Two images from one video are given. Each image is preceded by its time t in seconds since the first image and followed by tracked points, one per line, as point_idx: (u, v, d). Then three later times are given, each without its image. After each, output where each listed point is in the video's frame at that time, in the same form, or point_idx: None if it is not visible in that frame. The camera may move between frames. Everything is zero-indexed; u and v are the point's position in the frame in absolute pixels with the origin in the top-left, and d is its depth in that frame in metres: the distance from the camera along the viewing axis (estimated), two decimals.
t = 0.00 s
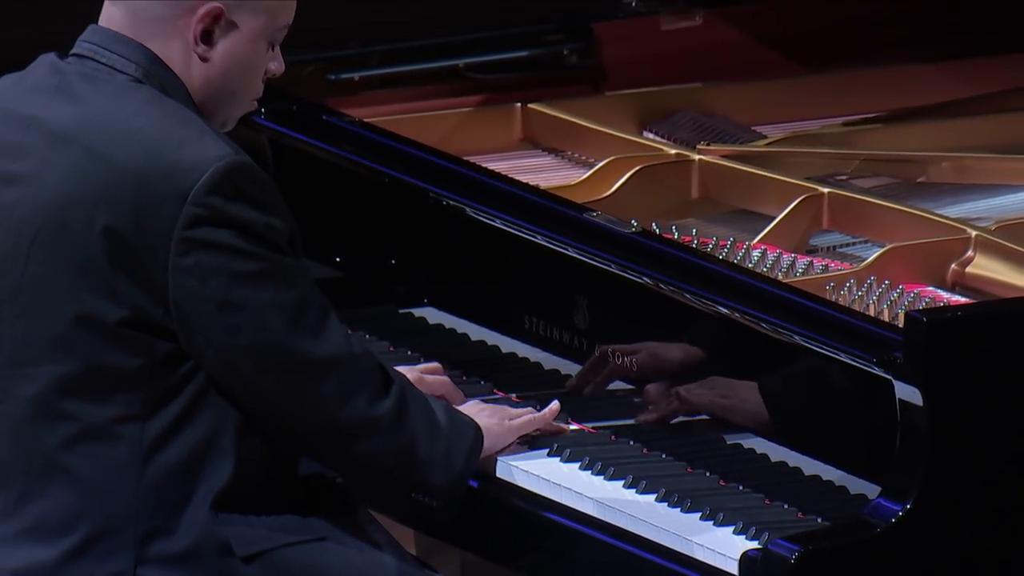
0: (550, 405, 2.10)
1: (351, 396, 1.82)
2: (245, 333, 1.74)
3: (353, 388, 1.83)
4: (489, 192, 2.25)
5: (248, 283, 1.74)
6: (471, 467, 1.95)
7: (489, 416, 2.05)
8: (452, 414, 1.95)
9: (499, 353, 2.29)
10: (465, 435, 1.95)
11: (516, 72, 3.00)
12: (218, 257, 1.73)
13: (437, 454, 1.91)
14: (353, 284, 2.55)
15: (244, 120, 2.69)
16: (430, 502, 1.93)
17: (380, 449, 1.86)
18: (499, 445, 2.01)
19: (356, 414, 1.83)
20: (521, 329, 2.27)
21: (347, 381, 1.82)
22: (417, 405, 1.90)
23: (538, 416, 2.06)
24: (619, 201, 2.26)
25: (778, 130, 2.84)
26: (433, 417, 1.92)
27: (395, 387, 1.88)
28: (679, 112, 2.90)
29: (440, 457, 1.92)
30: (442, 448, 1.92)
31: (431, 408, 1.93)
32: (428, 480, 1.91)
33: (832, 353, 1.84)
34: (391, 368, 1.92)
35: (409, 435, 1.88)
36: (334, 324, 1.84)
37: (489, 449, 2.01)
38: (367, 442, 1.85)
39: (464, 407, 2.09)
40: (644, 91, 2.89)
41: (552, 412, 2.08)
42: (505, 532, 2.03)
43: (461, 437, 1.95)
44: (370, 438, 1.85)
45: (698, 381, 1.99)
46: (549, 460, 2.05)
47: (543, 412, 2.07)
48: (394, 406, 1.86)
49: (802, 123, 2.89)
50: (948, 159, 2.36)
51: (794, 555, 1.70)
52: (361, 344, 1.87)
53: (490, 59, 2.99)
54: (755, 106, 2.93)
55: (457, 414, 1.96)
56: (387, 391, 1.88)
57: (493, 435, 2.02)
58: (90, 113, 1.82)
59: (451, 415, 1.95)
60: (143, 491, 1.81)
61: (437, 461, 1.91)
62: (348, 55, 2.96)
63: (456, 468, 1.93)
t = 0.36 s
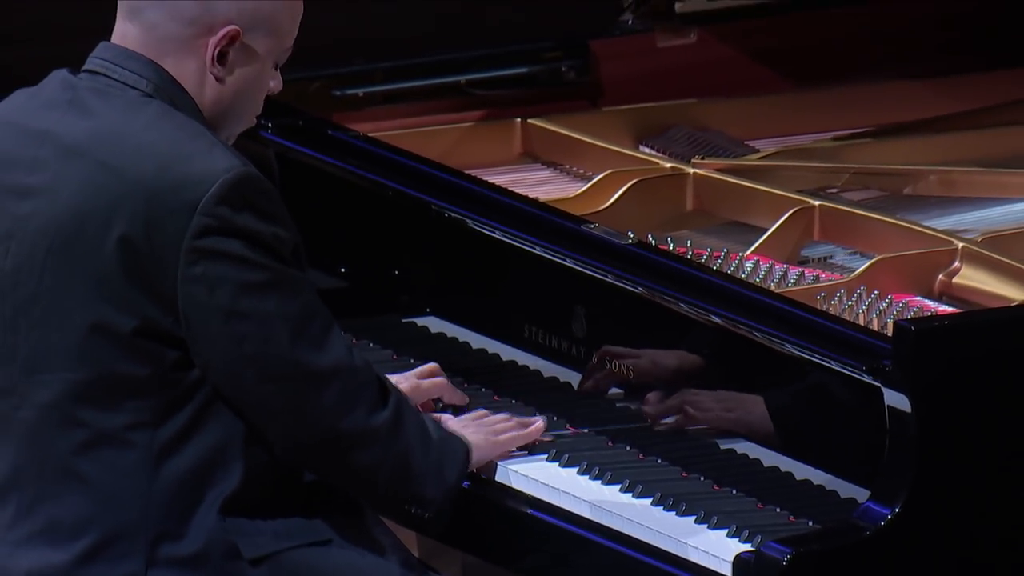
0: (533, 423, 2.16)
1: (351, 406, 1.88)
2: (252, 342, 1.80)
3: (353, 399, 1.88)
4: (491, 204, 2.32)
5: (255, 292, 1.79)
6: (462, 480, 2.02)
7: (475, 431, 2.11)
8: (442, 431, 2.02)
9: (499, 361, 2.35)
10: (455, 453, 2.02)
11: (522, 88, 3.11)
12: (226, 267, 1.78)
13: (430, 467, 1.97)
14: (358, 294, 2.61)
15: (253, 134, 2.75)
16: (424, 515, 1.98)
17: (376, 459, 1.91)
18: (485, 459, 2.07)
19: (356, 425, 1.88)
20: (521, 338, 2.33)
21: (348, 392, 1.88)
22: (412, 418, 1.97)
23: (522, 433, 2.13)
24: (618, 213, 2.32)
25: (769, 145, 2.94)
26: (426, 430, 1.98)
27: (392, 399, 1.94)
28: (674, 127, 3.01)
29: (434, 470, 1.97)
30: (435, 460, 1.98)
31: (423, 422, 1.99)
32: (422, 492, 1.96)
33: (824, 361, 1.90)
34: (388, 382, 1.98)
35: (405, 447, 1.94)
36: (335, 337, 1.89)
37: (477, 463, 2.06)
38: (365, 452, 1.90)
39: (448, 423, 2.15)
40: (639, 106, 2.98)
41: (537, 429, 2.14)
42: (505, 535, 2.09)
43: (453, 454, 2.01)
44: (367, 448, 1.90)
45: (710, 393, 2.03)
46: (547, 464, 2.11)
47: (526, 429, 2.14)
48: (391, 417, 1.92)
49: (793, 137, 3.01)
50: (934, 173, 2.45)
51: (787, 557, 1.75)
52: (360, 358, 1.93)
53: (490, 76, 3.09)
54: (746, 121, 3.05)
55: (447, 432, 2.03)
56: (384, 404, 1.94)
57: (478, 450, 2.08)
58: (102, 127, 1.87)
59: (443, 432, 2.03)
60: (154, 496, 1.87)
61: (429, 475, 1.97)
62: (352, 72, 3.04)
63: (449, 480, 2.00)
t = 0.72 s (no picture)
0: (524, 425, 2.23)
1: (359, 406, 1.94)
2: (260, 345, 1.84)
3: (361, 400, 1.94)
4: (491, 215, 2.38)
5: (262, 297, 1.84)
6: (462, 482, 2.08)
7: (469, 435, 2.18)
8: (442, 435, 2.09)
9: (499, 367, 2.41)
10: (455, 454, 2.08)
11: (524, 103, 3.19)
12: (233, 273, 1.83)
13: (431, 469, 2.03)
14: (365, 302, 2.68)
15: (257, 146, 2.81)
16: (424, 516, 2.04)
17: (382, 461, 1.97)
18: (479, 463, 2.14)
19: (364, 425, 1.94)
20: (520, 345, 2.39)
21: (356, 393, 1.94)
22: (415, 421, 2.03)
23: (513, 435, 2.19)
24: (614, 224, 2.38)
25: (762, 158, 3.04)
26: (427, 432, 2.05)
27: (397, 402, 2.00)
28: (670, 141, 3.09)
29: (435, 473, 2.03)
30: (435, 463, 2.04)
31: (424, 426, 2.05)
32: (424, 494, 2.02)
33: (815, 367, 1.96)
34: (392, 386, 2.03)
35: (409, 449, 2.00)
36: (341, 340, 1.95)
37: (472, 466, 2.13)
38: (371, 453, 1.96)
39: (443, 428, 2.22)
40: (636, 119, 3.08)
41: (527, 431, 2.21)
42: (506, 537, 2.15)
43: (454, 455, 2.08)
44: (374, 449, 1.96)
45: (710, 398, 2.09)
46: (545, 467, 2.17)
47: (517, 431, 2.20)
48: (396, 418, 1.98)
49: (785, 151, 3.09)
50: (921, 185, 2.51)
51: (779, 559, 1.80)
52: (367, 361, 1.99)
53: (490, 90, 3.15)
54: (738, 135, 3.13)
55: (446, 435, 2.10)
56: (389, 405, 2.00)
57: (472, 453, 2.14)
58: (111, 139, 1.92)
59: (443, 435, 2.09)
60: (163, 498, 1.93)
61: (432, 476, 2.03)
62: (355, 87, 3.12)
63: (450, 483, 2.05)
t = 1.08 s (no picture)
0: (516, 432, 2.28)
1: (360, 408, 1.99)
2: (263, 347, 1.90)
3: (362, 402, 2.00)
4: (490, 222, 2.44)
5: (264, 300, 1.89)
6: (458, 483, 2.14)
7: (463, 440, 2.23)
8: (437, 440, 2.15)
9: (497, 368, 2.47)
10: (449, 458, 2.13)
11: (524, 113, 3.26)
12: (238, 276, 1.88)
13: (427, 473, 2.08)
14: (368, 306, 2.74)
15: (263, 156, 2.87)
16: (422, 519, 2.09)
17: (381, 462, 2.02)
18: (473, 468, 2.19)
19: (366, 426, 1.99)
20: (520, 348, 2.45)
21: (358, 394, 1.99)
22: (412, 426, 2.08)
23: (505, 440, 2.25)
24: (611, 230, 2.44)
25: (755, 167, 3.13)
26: (423, 437, 2.10)
27: (396, 405, 2.06)
28: (665, 149, 3.18)
29: (430, 477, 2.09)
30: (431, 467, 2.09)
31: (421, 432, 2.11)
32: (421, 497, 2.08)
33: (806, 369, 2.02)
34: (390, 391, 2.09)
35: (406, 452, 2.05)
36: (342, 343, 2.00)
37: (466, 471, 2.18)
38: (370, 455, 2.01)
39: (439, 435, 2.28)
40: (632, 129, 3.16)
41: (518, 436, 2.26)
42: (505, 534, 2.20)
43: (448, 459, 2.13)
44: (374, 451, 2.01)
45: (711, 403, 2.14)
46: (544, 467, 2.23)
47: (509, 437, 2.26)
48: (395, 421, 2.03)
49: (778, 159, 3.21)
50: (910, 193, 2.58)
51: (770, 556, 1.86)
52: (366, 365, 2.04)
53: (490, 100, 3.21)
54: (732, 144, 3.22)
55: (440, 441, 2.15)
56: (387, 408, 2.06)
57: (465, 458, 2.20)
58: (119, 147, 1.97)
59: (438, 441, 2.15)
60: (171, 498, 1.98)
61: (429, 479, 2.08)
62: (359, 97, 3.17)
63: (447, 486, 2.11)
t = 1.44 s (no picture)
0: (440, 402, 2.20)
1: (350, 422, 1.97)
2: (264, 342, 1.87)
3: (352, 416, 1.97)
4: (488, 227, 2.51)
5: (270, 295, 1.88)
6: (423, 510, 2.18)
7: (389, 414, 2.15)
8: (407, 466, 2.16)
9: (497, 369, 2.54)
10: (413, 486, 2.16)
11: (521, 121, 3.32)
12: (245, 271, 1.87)
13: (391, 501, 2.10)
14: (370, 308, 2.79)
15: (270, 162, 2.92)
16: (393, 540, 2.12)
17: (360, 480, 2.01)
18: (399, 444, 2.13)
19: (353, 441, 1.97)
20: (518, 349, 2.51)
21: (349, 405, 1.97)
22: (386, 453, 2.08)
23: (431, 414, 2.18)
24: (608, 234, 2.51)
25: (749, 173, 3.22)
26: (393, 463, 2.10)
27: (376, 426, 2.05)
28: (658, 155, 3.26)
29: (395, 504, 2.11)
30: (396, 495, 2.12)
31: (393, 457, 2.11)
32: (385, 522, 2.09)
33: (796, 370, 2.08)
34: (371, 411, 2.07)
35: (378, 475, 2.05)
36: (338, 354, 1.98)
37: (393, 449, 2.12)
38: (353, 470, 2.00)
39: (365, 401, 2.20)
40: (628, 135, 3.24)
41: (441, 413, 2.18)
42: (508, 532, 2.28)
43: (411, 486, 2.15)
44: (356, 467, 1.99)
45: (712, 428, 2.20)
46: (542, 465, 2.28)
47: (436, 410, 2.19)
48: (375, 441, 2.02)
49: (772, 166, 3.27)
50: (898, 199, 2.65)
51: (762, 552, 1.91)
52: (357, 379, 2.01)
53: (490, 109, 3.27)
54: (727, 152, 3.31)
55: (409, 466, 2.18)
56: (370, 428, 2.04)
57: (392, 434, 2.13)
58: (129, 151, 1.97)
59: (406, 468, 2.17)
60: (179, 495, 1.99)
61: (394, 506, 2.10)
62: (360, 105, 3.22)
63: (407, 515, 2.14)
